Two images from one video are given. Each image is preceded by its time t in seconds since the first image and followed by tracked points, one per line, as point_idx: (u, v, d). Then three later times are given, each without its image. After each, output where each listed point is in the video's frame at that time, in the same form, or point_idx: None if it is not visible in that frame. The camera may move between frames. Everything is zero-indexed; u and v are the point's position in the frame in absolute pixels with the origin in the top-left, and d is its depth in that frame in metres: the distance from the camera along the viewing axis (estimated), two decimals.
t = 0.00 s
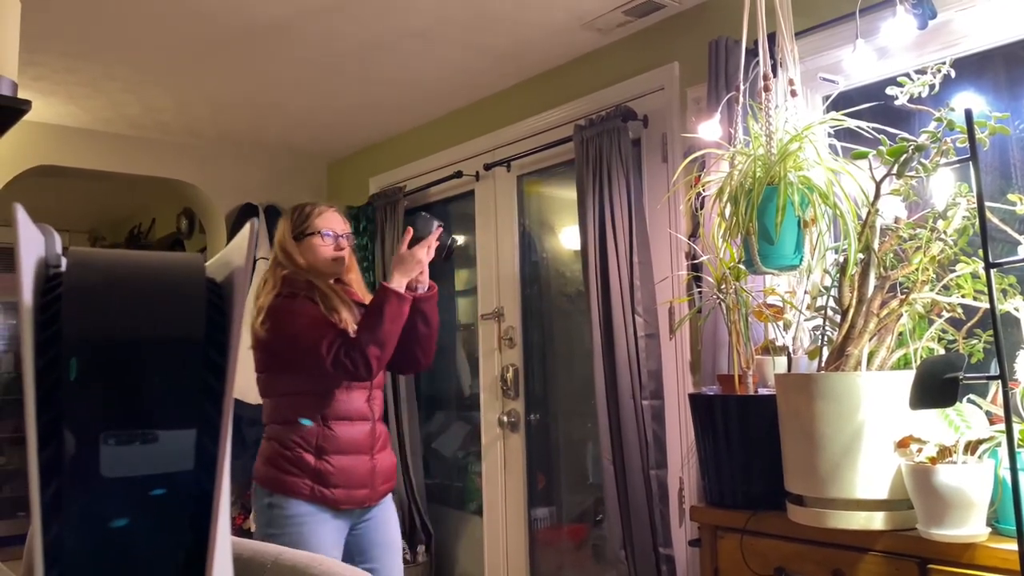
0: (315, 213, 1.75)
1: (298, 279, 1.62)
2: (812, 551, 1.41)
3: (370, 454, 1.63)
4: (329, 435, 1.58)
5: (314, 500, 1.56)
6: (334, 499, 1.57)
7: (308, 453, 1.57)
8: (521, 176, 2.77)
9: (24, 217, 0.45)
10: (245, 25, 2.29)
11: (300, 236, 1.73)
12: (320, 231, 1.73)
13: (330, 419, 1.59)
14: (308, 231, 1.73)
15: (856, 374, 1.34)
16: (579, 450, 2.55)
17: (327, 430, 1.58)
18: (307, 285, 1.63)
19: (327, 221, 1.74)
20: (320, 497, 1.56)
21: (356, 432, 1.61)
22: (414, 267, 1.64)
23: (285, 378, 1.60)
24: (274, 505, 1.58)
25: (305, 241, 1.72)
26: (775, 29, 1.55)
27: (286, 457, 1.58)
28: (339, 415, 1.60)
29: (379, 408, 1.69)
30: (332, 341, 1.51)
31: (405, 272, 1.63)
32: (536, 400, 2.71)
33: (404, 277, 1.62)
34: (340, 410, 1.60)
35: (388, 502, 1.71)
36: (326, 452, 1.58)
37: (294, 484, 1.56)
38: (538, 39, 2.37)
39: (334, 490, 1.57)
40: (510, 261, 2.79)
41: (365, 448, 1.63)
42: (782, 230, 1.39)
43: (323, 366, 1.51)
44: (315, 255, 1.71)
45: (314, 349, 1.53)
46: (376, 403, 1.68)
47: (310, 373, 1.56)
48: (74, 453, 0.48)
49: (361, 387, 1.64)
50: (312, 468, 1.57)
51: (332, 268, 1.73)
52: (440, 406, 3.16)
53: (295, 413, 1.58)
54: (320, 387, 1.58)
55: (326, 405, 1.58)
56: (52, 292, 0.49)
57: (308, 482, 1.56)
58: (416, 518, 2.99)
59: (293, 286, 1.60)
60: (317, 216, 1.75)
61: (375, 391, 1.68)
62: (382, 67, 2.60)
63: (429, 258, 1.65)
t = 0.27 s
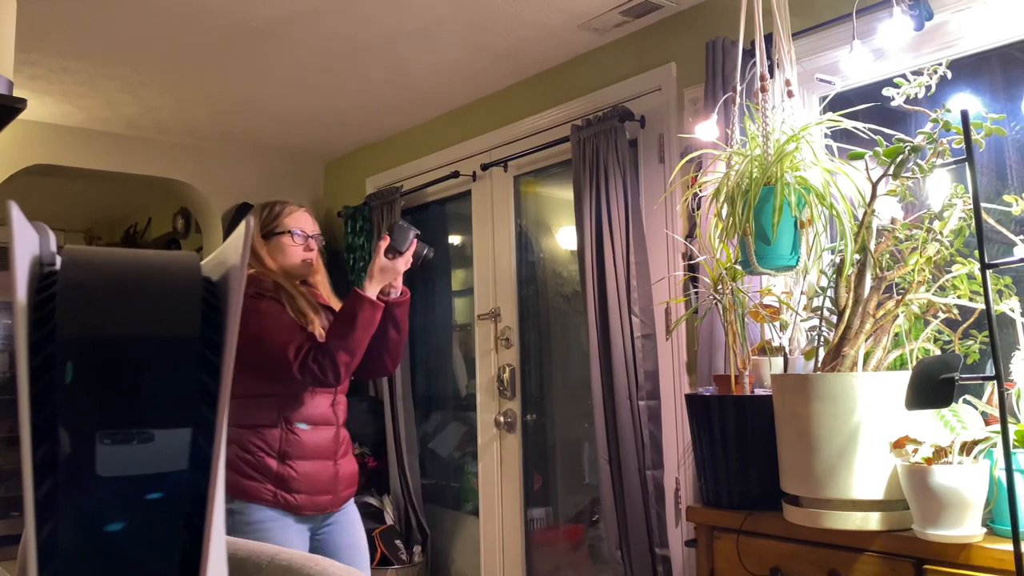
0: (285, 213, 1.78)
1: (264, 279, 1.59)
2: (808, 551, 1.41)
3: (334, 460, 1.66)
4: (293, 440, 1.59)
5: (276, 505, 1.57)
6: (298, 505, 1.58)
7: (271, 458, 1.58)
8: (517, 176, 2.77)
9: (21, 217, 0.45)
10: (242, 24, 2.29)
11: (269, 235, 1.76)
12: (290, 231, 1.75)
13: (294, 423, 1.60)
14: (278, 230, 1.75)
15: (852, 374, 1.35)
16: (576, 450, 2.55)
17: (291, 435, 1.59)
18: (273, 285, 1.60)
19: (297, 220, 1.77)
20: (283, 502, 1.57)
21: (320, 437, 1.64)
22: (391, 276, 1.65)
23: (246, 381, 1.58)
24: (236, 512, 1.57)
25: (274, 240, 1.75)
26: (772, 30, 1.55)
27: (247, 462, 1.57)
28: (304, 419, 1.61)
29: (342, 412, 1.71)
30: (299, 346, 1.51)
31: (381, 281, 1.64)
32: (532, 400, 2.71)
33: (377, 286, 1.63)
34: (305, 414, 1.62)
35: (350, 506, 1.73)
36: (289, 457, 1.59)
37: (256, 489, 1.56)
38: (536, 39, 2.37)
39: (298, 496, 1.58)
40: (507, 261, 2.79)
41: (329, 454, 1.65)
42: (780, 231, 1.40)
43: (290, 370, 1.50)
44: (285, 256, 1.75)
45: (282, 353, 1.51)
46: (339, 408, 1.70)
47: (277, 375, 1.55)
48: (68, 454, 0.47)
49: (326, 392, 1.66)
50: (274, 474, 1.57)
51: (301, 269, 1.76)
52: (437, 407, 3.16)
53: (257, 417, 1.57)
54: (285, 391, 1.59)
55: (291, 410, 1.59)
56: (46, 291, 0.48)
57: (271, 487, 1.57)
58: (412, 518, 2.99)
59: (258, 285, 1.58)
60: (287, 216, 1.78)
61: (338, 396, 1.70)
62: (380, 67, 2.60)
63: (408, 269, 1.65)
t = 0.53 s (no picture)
0: (256, 210, 1.82)
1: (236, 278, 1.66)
2: (795, 549, 1.42)
3: (305, 459, 1.78)
4: (266, 439, 1.71)
5: (250, 504, 1.68)
6: (271, 503, 1.70)
7: (245, 458, 1.68)
8: (507, 174, 2.77)
9: None
10: (231, 21, 2.28)
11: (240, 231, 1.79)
12: (260, 226, 1.79)
13: (267, 424, 1.72)
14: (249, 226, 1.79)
15: (840, 373, 1.36)
16: (565, 449, 2.55)
17: (264, 434, 1.71)
18: (244, 282, 1.69)
19: (267, 217, 1.83)
20: (258, 502, 1.68)
21: (292, 437, 1.76)
22: (375, 278, 1.71)
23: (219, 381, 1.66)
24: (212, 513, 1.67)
25: (245, 236, 1.79)
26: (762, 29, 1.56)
27: (222, 462, 1.67)
28: (276, 420, 1.73)
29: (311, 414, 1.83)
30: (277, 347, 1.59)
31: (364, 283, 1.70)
32: (521, 398, 2.71)
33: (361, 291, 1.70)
34: (277, 415, 1.73)
35: (320, 505, 1.85)
36: (263, 457, 1.70)
37: (231, 489, 1.66)
38: (526, 37, 2.37)
39: (271, 495, 1.70)
40: (496, 259, 2.78)
41: (301, 453, 1.77)
42: (769, 229, 1.40)
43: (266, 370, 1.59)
44: (255, 252, 1.79)
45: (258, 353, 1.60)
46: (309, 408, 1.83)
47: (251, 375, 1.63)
48: (52, 450, 0.47)
49: (297, 394, 1.78)
50: (248, 473, 1.68)
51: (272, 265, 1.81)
52: (426, 405, 3.16)
53: (230, 418, 1.67)
54: (257, 392, 1.70)
55: (263, 411, 1.71)
56: (27, 286, 0.48)
57: (245, 487, 1.68)
58: (401, 516, 2.98)
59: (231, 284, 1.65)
60: (258, 212, 1.82)
61: (308, 397, 1.82)
62: (370, 64, 2.59)
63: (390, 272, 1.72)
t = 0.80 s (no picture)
0: (225, 205, 1.80)
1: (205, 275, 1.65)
2: (768, 546, 1.43)
3: (276, 457, 1.77)
4: (238, 438, 1.69)
5: (222, 503, 1.66)
6: (244, 502, 1.69)
7: (216, 457, 1.66)
8: (485, 171, 2.76)
9: None
10: (206, 13, 2.24)
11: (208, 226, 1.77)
12: (230, 223, 1.79)
13: (238, 422, 1.70)
14: (218, 222, 1.77)
15: (812, 371, 1.37)
16: (542, 446, 2.55)
17: (236, 433, 1.69)
18: (214, 280, 1.67)
19: (236, 213, 1.81)
20: (230, 501, 1.67)
21: (263, 436, 1.74)
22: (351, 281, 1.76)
23: (188, 379, 1.62)
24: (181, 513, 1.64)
25: (213, 232, 1.77)
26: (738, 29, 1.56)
27: (191, 461, 1.64)
28: (248, 418, 1.72)
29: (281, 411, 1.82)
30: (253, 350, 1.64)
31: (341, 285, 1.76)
32: (498, 395, 2.71)
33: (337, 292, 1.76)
34: (248, 413, 1.72)
35: (291, 502, 1.84)
36: (234, 455, 1.68)
37: (202, 488, 1.64)
38: (505, 34, 2.36)
39: (244, 493, 1.69)
40: (473, 256, 2.78)
41: (272, 451, 1.76)
42: (742, 229, 1.41)
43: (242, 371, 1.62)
44: (223, 248, 1.78)
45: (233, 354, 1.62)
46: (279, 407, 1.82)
47: (223, 374, 1.63)
48: None
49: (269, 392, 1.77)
50: (220, 472, 1.66)
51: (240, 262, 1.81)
52: (403, 402, 3.15)
53: (200, 416, 1.65)
54: (228, 390, 1.68)
55: (235, 409, 1.70)
56: None
57: (217, 486, 1.66)
58: (377, 515, 2.97)
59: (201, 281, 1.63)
60: (226, 208, 1.80)
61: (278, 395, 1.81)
62: (348, 59, 2.57)
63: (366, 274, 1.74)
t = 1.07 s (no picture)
0: (175, 195, 1.75)
1: (155, 266, 1.62)
2: (721, 539, 1.44)
3: (229, 450, 1.72)
4: (190, 432, 1.65)
5: (174, 499, 1.63)
6: (196, 497, 1.65)
7: (168, 452, 1.62)
8: (444, 164, 2.74)
9: None
10: None
11: (158, 215, 1.72)
12: (181, 215, 1.75)
13: (190, 416, 1.66)
14: (168, 212, 1.73)
15: (764, 365, 1.38)
16: (499, 440, 2.53)
17: (187, 427, 1.65)
18: (163, 271, 1.64)
19: (187, 203, 1.76)
20: (181, 496, 1.63)
21: (217, 429, 1.70)
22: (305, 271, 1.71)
23: (139, 372, 1.62)
24: (130, 510, 1.60)
25: (163, 222, 1.72)
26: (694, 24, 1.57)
27: (142, 456, 1.61)
28: (200, 412, 1.67)
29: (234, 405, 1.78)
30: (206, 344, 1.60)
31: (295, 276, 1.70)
32: (456, 390, 2.69)
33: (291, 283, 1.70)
34: (200, 407, 1.67)
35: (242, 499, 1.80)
36: (187, 450, 1.64)
37: (153, 484, 1.61)
38: (463, 25, 2.34)
39: (195, 488, 1.65)
40: (431, 250, 2.76)
41: (225, 444, 1.71)
42: (697, 222, 1.44)
43: (194, 365, 1.59)
44: (173, 239, 1.74)
45: (185, 347, 1.58)
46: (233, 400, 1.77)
47: (174, 368, 1.61)
48: None
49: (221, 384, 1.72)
50: (172, 467, 1.62)
51: (190, 255, 1.77)
52: (359, 397, 3.11)
53: (151, 410, 1.62)
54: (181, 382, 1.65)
55: (186, 402, 1.65)
56: None
57: (169, 481, 1.62)
58: (332, 511, 2.95)
59: (150, 272, 1.62)
60: (177, 197, 1.75)
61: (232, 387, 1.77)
62: (304, 47, 2.52)
63: (318, 264, 1.71)
